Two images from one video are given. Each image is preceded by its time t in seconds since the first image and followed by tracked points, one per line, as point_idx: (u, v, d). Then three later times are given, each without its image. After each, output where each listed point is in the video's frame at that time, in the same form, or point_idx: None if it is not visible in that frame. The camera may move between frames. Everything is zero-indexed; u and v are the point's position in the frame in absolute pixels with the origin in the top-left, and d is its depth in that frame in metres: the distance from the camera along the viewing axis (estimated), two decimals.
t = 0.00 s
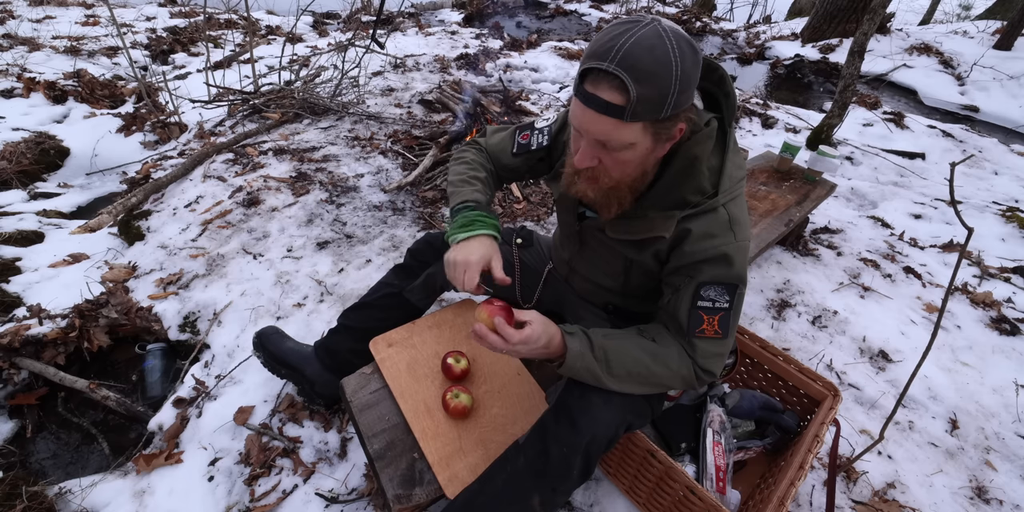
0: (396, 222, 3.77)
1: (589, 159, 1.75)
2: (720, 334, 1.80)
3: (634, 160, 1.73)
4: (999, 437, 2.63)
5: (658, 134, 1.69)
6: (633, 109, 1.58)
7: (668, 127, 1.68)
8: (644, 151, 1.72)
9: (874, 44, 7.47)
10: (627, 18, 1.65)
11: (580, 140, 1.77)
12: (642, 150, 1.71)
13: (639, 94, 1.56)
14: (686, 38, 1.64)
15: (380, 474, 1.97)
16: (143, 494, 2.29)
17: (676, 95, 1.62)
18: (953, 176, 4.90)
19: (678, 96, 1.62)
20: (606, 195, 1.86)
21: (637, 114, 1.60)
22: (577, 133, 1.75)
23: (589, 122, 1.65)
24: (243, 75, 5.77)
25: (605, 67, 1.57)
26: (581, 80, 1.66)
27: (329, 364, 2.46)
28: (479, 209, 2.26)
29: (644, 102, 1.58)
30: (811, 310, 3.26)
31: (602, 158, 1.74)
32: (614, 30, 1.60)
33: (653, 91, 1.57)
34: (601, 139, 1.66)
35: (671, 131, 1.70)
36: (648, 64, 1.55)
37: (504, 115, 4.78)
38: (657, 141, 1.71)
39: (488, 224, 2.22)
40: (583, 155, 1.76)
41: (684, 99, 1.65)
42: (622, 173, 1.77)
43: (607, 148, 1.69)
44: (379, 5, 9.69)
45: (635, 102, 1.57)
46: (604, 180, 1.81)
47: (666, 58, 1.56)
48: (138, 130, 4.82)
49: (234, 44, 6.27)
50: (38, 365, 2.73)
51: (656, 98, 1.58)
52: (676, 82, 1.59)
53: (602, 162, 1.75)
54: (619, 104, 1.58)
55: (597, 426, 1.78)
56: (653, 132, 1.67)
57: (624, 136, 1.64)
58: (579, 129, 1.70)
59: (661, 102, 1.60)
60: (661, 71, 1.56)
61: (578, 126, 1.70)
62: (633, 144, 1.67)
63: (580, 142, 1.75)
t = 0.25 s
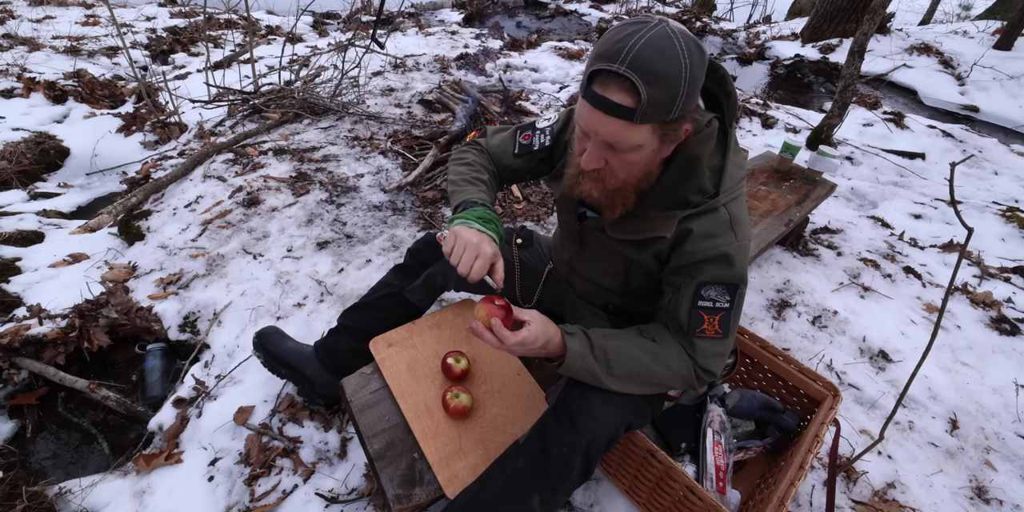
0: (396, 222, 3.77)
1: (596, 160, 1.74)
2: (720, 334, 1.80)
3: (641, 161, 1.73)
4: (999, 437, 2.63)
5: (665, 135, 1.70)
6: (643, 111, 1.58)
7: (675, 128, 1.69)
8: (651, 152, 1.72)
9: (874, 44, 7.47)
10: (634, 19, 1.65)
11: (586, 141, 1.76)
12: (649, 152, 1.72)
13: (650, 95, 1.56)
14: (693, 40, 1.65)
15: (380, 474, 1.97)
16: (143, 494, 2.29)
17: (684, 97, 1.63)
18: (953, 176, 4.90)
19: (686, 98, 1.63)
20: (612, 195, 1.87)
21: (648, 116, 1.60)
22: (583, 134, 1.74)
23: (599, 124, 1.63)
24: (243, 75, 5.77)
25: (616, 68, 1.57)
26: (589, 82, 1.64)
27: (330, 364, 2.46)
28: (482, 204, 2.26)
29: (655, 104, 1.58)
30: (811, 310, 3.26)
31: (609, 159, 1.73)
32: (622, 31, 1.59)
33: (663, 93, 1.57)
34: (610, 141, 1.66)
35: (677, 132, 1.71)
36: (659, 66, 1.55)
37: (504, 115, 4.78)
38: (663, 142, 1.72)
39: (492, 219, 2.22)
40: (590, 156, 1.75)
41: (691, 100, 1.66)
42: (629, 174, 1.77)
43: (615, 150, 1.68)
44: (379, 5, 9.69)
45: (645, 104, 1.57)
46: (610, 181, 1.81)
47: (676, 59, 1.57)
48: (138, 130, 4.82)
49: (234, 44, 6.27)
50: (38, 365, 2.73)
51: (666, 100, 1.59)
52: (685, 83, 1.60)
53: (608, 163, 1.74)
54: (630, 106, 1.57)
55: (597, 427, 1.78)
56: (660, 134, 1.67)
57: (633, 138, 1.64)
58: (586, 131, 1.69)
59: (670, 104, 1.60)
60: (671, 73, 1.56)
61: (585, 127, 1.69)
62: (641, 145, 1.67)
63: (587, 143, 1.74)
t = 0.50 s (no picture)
0: (396, 222, 3.77)
1: (600, 164, 1.74)
2: (721, 336, 1.80)
3: (645, 164, 1.73)
4: (999, 437, 2.63)
5: (670, 139, 1.70)
6: (649, 115, 1.59)
7: (679, 132, 1.69)
8: (655, 156, 1.72)
9: (874, 44, 7.47)
10: (640, 22, 1.65)
11: (590, 144, 1.75)
12: (653, 155, 1.72)
13: (656, 100, 1.57)
14: (699, 43, 1.65)
15: (380, 474, 1.97)
16: (143, 494, 2.29)
17: (690, 101, 1.63)
18: (953, 176, 4.90)
19: (692, 102, 1.63)
20: (614, 198, 1.85)
21: (653, 120, 1.60)
22: (588, 137, 1.74)
23: (603, 128, 1.64)
24: (243, 75, 5.77)
25: (622, 72, 1.57)
26: (595, 85, 1.65)
27: (330, 364, 2.46)
28: (478, 197, 2.27)
29: (661, 108, 1.59)
30: (811, 310, 3.26)
31: (613, 163, 1.73)
32: (628, 34, 1.59)
33: (669, 97, 1.58)
34: (615, 145, 1.66)
35: (682, 135, 1.71)
36: (666, 70, 1.55)
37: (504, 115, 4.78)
38: (667, 145, 1.72)
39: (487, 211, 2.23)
40: (594, 160, 1.74)
41: (696, 104, 1.66)
42: (633, 177, 1.77)
43: (620, 154, 1.69)
44: (379, 5, 9.69)
45: (652, 108, 1.58)
46: (613, 184, 1.81)
47: (682, 63, 1.57)
48: (138, 130, 4.82)
49: (234, 44, 6.27)
50: (38, 365, 2.73)
51: (672, 104, 1.59)
52: (691, 87, 1.60)
53: (612, 167, 1.74)
54: (636, 110, 1.58)
55: (597, 426, 1.78)
56: (665, 137, 1.68)
57: (638, 143, 1.64)
58: (591, 134, 1.69)
59: (676, 108, 1.61)
60: (678, 77, 1.57)
61: (590, 131, 1.69)
62: (646, 149, 1.67)
63: (591, 147, 1.74)
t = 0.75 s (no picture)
0: (396, 222, 3.77)
1: (602, 164, 1.74)
2: (721, 336, 1.80)
3: (647, 165, 1.73)
4: (999, 437, 2.63)
5: (673, 140, 1.70)
6: (653, 116, 1.59)
7: (681, 132, 1.69)
8: (658, 156, 1.72)
9: (874, 44, 7.47)
10: (644, 22, 1.65)
11: (593, 145, 1.75)
12: (655, 156, 1.72)
13: (660, 101, 1.57)
14: (703, 44, 1.65)
15: (380, 473, 1.97)
16: (143, 494, 2.29)
17: (693, 102, 1.63)
18: (952, 176, 4.90)
19: (695, 103, 1.63)
20: (616, 199, 1.85)
21: (656, 121, 1.61)
22: (590, 138, 1.74)
23: (606, 128, 1.64)
24: (243, 75, 5.77)
25: (626, 73, 1.57)
26: (598, 86, 1.65)
27: (330, 365, 2.46)
28: (476, 204, 2.27)
29: (664, 110, 1.59)
30: (811, 310, 3.26)
31: (615, 164, 1.73)
32: (632, 35, 1.59)
33: (672, 98, 1.58)
34: (618, 146, 1.66)
35: (684, 136, 1.71)
36: (670, 72, 1.55)
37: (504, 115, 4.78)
38: (670, 146, 1.72)
39: (484, 215, 2.23)
40: (596, 160, 1.74)
41: (698, 105, 1.66)
42: (634, 177, 1.77)
43: (622, 154, 1.69)
44: (379, 5, 9.68)
45: (655, 110, 1.58)
46: (616, 185, 1.81)
47: (686, 64, 1.57)
48: (138, 130, 4.82)
49: (234, 44, 6.27)
50: (38, 365, 2.73)
51: (675, 105, 1.59)
52: (694, 88, 1.61)
53: (615, 167, 1.74)
54: (639, 111, 1.58)
55: (597, 426, 1.78)
56: (668, 138, 1.68)
57: (641, 143, 1.64)
58: (594, 135, 1.69)
59: (679, 110, 1.61)
60: (682, 78, 1.57)
61: (592, 131, 1.69)
62: (649, 150, 1.67)
63: (594, 147, 1.73)
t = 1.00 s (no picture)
0: (396, 222, 3.77)
1: (602, 163, 1.74)
2: (721, 335, 1.80)
3: (647, 165, 1.73)
4: (999, 437, 2.63)
5: (673, 140, 1.70)
6: (654, 116, 1.59)
7: (682, 132, 1.69)
8: (658, 156, 1.72)
9: (874, 44, 7.47)
10: (645, 22, 1.65)
11: (593, 144, 1.75)
12: (656, 155, 1.72)
13: (661, 101, 1.57)
14: (705, 45, 1.65)
15: (380, 474, 1.97)
16: (143, 494, 2.29)
17: (694, 102, 1.63)
18: (952, 176, 4.90)
19: (695, 103, 1.63)
20: (615, 198, 1.85)
21: (657, 121, 1.61)
22: (591, 137, 1.74)
23: (607, 128, 1.64)
24: (243, 75, 5.76)
25: (627, 73, 1.56)
26: (599, 85, 1.64)
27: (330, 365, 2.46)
28: (475, 208, 2.27)
29: (665, 110, 1.59)
30: (811, 310, 3.26)
31: (615, 163, 1.73)
32: (633, 35, 1.59)
33: (673, 98, 1.58)
34: (618, 145, 1.65)
35: (684, 136, 1.71)
36: (671, 72, 1.55)
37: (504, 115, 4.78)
38: (670, 146, 1.72)
39: (478, 217, 2.21)
40: (596, 160, 1.74)
41: (699, 105, 1.66)
42: (634, 177, 1.77)
43: (622, 154, 1.68)
44: (379, 5, 9.69)
45: (656, 110, 1.58)
46: (615, 185, 1.81)
47: (687, 64, 1.57)
48: (138, 130, 4.82)
49: (234, 44, 6.27)
50: (38, 366, 2.73)
51: (676, 105, 1.59)
52: (695, 89, 1.61)
53: (614, 167, 1.74)
54: (640, 111, 1.58)
55: (597, 426, 1.78)
56: (668, 138, 1.68)
57: (641, 143, 1.64)
58: (594, 134, 1.69)
59: (680, 110, 1.61)
60: (683, 78, 1.57)
61: (593, 131, 1.69)
62: (649, 149, 1.67)
63: (594, 147, 1.73)
